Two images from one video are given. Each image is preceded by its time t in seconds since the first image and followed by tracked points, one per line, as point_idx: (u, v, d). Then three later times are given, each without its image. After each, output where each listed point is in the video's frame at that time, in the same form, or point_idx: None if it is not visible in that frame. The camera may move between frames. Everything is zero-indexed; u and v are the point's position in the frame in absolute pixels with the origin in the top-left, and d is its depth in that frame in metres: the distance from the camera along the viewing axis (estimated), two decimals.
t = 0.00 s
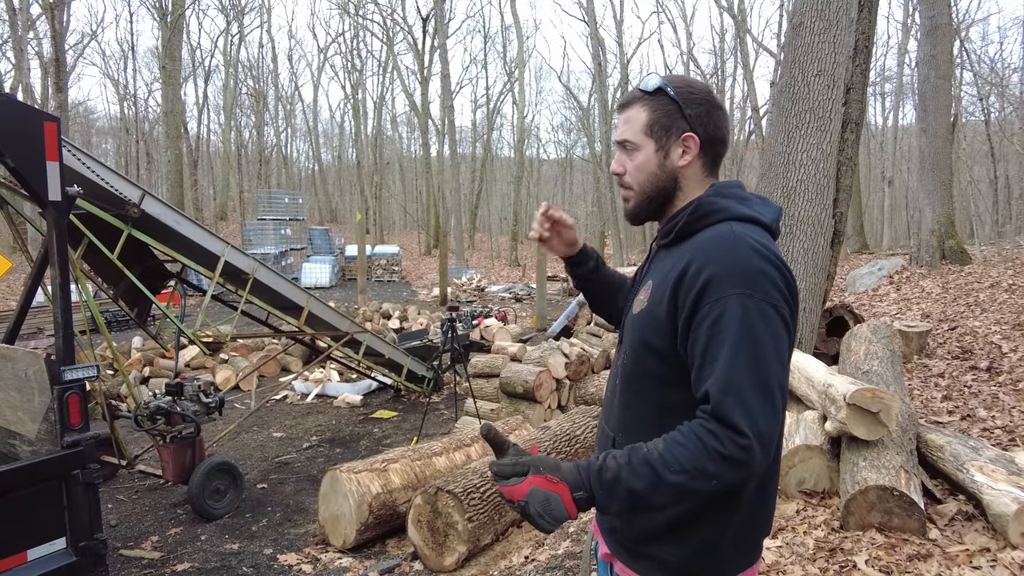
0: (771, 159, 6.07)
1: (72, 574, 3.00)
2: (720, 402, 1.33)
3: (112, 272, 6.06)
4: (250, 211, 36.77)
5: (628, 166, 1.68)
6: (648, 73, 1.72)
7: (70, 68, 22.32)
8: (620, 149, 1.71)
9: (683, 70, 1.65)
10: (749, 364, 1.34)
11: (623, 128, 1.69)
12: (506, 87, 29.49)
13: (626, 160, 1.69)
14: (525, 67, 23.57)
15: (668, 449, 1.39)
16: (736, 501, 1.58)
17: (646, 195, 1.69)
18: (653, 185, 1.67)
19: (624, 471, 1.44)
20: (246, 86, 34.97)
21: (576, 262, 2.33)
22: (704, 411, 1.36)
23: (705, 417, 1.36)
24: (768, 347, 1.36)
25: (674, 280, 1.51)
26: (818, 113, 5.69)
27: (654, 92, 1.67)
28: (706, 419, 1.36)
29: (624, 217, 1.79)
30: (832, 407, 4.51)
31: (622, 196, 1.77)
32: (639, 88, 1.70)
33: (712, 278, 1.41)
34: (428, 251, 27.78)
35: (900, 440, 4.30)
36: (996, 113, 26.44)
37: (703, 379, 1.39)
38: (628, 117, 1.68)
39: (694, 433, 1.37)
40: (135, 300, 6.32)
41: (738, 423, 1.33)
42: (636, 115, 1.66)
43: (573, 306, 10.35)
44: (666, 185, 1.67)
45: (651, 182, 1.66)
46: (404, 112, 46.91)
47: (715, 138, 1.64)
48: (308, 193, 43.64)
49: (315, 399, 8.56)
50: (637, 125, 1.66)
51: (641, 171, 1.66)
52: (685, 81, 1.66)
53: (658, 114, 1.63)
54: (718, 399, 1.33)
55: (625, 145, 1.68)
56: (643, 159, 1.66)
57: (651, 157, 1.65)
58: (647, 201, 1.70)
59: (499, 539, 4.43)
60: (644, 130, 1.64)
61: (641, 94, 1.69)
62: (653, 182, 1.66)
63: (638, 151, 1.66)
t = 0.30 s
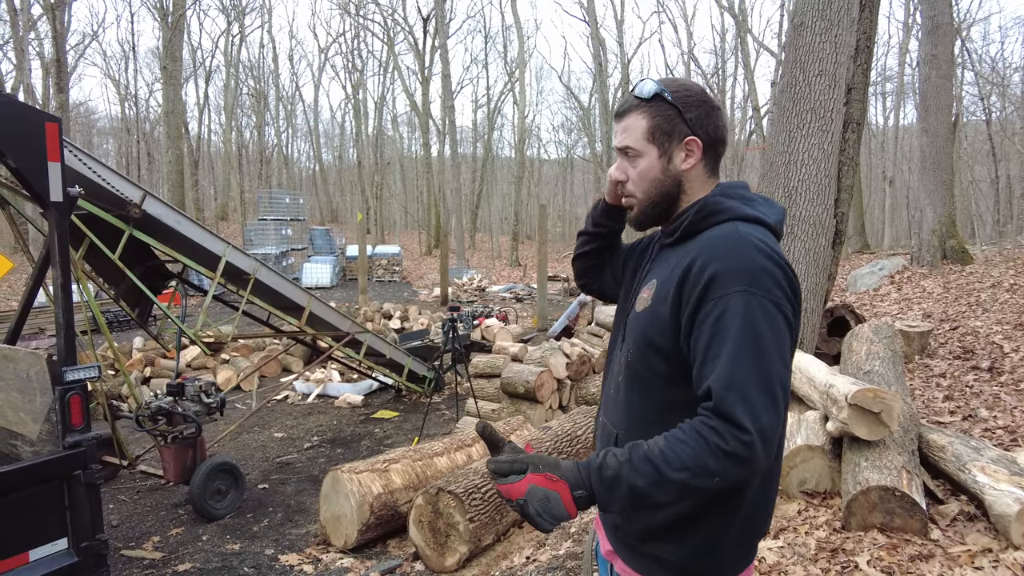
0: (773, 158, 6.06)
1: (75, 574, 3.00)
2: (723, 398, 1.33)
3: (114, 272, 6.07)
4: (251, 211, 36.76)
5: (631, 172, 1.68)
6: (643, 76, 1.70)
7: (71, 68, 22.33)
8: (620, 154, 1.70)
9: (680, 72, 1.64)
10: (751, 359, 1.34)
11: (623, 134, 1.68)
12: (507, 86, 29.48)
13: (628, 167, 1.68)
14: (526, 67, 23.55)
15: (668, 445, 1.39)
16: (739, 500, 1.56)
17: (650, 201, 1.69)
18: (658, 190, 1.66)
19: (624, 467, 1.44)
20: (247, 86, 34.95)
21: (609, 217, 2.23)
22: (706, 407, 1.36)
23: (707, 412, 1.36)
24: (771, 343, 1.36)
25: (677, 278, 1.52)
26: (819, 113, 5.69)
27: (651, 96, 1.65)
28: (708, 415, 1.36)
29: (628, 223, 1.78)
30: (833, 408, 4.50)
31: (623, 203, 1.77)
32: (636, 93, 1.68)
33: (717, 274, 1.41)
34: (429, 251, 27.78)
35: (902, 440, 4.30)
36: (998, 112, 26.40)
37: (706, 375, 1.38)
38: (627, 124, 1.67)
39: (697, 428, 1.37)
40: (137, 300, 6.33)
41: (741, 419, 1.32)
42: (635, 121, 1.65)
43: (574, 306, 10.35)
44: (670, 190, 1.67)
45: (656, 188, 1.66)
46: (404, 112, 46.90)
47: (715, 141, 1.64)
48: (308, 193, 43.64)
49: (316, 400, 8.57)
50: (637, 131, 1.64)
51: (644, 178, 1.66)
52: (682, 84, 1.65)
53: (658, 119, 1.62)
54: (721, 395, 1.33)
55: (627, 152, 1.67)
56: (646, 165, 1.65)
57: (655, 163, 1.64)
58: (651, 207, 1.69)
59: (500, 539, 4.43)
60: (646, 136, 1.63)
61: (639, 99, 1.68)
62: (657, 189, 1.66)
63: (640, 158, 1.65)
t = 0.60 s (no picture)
0: (773, 159, 6.07)
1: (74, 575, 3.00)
2: (732, 404, 1.33)
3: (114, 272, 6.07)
4: (251, 211, 36.76)
5: (628, 177, 1.68)
6: (636, 80, 1.70)
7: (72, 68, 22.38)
8: (616, 159, 1.71)
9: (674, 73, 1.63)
10: (759, 365, 1.35)
11: (618, 139, 1.68)
12: (507, 87, 29.47)
13: (625, 171, 1.68)
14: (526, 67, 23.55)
15: (677, 452, 1.39)
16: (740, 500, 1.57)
17: (648, 206, 1.69)
18: (655, 197, 1.67)
19: (634, 476, 1.43)
20: (247, 86, 34.96)
21: (606, 206, 2.25)
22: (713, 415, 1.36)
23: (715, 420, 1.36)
24: (779, 348, 1.37)
25: (681, 281, 1.51)
26: (819, 114, 5.69)
27: (645, 101, 1.65)
28: (716, 421, 1.36)
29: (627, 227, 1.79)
30: (833, 408, 4.50)
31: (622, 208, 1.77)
32: (629, 99, 1.69)
33: (722, 278, 1.41)
34: (429, 251, 27.78)
35: (902, 440, 4.30)
36: (998, 112, 26.40)
37: (711, 381, 1.38)
38: (621, 130, 1.67)
39: (707, 434, 1.37)
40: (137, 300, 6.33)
41: (750, 425, 1.33)
42: (630, 127, 1.65)
43: (574, 306, 10.35)
44: (667, 195, 1.67)
45: (653, 194, 1.66)
46: (405, 112, 46.91)
47: (711, 144, 1.64)
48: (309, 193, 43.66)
49: (316, 400, 8.58)
50: (633, 136, 1.64)
51: (640, 184, 1.66)
52: (674, 86, 1.64)
53: (652, 125, 1.62)
54: (729, 400, 1.33)
55: (623, 157, 1.68)
56: (641, 171, 1.65)
57: (650, 169, 1.64)
58: (649, 212, 1.70)
59: (500, 539, 4.43)
60: (641, 142, 1.64)
61: (632, 104, 1.68)
62: (654, 194, 1.66)
63: (636, 162, 1.65)
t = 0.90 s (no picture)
0: (773, 158, 6.06)
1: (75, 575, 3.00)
2: (740, 403, 1.33)
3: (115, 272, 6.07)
4: (251, 211, 36.74)
5: (628, 181, 1.68)
6: (633, 84, 1.70)
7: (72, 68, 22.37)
8: (616, 161, 1.71)
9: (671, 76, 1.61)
10: (766, 365, 1.35)
11: (617, 144, 1.69)
12: (507, 86, 29.47)
13: (626, 175, 1.68)
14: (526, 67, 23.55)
15: (683, 449, 1.39)
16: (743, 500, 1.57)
17: (650, 211, 1.70)
18: (655, 201, 1.68)
19: (640, 473, 1.42)
20: (247, 86, 34.94)
21: (607, 202, 2.25)
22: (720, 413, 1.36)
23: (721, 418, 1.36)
24: (786, 349, 1.37)
25: (688, 279, 1.50)
26: (820, 113, 5.69)
27: (641, 106, 1.65)
28: (723, 419, 1.36)
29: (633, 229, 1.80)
30: (834, 408, 4.50)
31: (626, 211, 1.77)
32: (626, 103, 1.68)
33: (731, 277, 1.41)
34: (429, 251, 27.78)
35: (903, 440, 4.30)
36: (998, 112, 26.39)
37: (719, 379, 1.38)
38: (619, 134, 1.68)
39: (714, 431, 1.37)
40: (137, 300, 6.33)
41: (758, 425, 1.33)
42: (627, 132, 1.66)
43: (574, 306, 10.35)
44: (667, 200, 1.67)
45: (655, 198, 1.67)
46: (405, 112, 46.89)
47: (712, 146, 1.63)
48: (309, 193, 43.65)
49: (317, 400, 8.58)
50: (629, 141, 1.65)
51: (640, 188, 1.67)
52: (672, 87, 1.63)
53: (648, 130, 1.62)
54: (737, 399, 1.33)
55: (622, 160, 1.68)
56: (641, 176, 1.65)
57: (649, 175, 1.65)
58: (651, 216, 1.71)
59: (500, 539, 4.43)
60: (639, 148, 1.64)
61: (629, 109, 1.68)
62: (655, 198, 1.67)
63: (634, 168, 1.66)
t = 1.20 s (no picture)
0: (774, 158, 6.06)
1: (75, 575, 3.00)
2: (746, 401, 1.33)
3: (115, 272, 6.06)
4: (251, 211, 36.72)
5: (645, 176, 1.66)
6: (649, 77, 1.69)
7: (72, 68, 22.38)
8: (633, 157, 1.68)
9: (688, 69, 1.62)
10: (772, 365, 1.35)
11: (633, 137, 1.66)
12: (507, 86, 29.45)
13: (643, 170, 1.66)
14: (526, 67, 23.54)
15: (687, 446, 1.38)
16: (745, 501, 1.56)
17: (667, 204, 1.68)
18: (674, 194, 1.65)
19: (643, 467, 1.42)
20: (247, 86, 34.91)
21: (608, 201, 2.24)
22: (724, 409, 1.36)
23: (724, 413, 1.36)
24: (792, 349, 1.37)
25: (694, 278, 1.50)
26: (820, 113, 5.69)
27: (661, 97, 1.64)
28: (727, 417, 1.35)
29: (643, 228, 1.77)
30: (834, 408, 4.50)
31: (639, 206, 1.75)
32: (643, 96, 1.67)
33: (737, 276, 1.41)
34: (429, 251, 27.77)
35: (904, 440, 4.30)
36: (998, 112, 26.37)
37: (724, 378, 1.38)
38: (636, 125, 1.66)
39: (718, 428, 1.36)
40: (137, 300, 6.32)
41: (763, 424, 1.33)
42: (646, 124, 1.63)
43: (575, 306, 10.35)
44: (688, 192, 1.66)
45: (674, 191, 1.65)
46: (405, 112, 46.87)
47: (729, 138, 1.64)
48: (309, 193, 43.64)
49: (317, 400, 8.58)
50: (650, 132, 1.63)
51: (659, 182, 1.65)
52: (691, 82, 1.64)
53: (670, 121, 1.61)
54: (743, 397, 1.33)
55: (640, 154, 1.65)
56: (660, 169, 1.64)
57: (669, 167, 1.63)
58: (669, 210, 1.68)
59: (500, 539, 4.42)
60: (660, 138, 1.62)
61: (647, 100, 1.66)
62: (674, 191, 1.65)
63: (655, 160, 1.63)
